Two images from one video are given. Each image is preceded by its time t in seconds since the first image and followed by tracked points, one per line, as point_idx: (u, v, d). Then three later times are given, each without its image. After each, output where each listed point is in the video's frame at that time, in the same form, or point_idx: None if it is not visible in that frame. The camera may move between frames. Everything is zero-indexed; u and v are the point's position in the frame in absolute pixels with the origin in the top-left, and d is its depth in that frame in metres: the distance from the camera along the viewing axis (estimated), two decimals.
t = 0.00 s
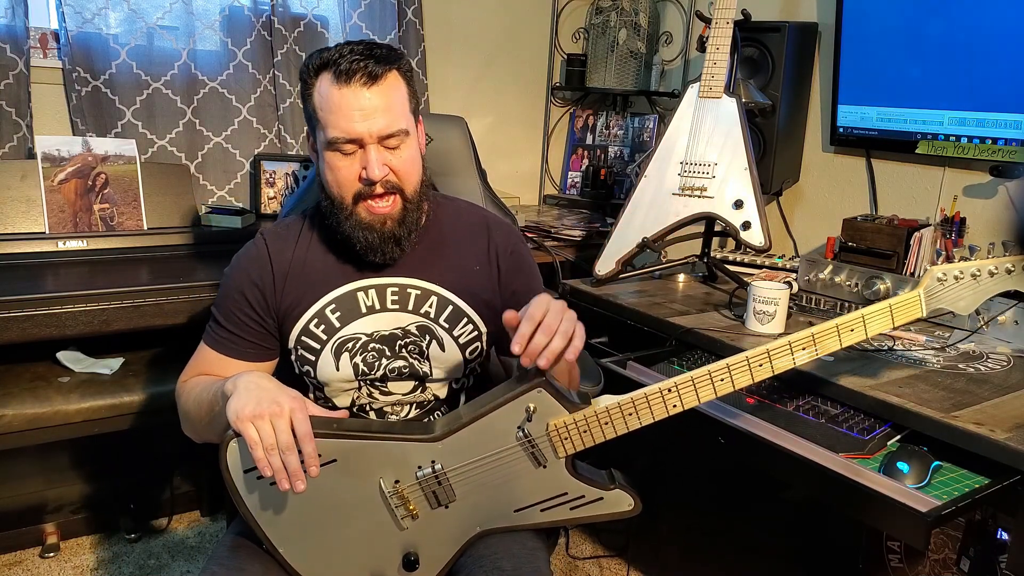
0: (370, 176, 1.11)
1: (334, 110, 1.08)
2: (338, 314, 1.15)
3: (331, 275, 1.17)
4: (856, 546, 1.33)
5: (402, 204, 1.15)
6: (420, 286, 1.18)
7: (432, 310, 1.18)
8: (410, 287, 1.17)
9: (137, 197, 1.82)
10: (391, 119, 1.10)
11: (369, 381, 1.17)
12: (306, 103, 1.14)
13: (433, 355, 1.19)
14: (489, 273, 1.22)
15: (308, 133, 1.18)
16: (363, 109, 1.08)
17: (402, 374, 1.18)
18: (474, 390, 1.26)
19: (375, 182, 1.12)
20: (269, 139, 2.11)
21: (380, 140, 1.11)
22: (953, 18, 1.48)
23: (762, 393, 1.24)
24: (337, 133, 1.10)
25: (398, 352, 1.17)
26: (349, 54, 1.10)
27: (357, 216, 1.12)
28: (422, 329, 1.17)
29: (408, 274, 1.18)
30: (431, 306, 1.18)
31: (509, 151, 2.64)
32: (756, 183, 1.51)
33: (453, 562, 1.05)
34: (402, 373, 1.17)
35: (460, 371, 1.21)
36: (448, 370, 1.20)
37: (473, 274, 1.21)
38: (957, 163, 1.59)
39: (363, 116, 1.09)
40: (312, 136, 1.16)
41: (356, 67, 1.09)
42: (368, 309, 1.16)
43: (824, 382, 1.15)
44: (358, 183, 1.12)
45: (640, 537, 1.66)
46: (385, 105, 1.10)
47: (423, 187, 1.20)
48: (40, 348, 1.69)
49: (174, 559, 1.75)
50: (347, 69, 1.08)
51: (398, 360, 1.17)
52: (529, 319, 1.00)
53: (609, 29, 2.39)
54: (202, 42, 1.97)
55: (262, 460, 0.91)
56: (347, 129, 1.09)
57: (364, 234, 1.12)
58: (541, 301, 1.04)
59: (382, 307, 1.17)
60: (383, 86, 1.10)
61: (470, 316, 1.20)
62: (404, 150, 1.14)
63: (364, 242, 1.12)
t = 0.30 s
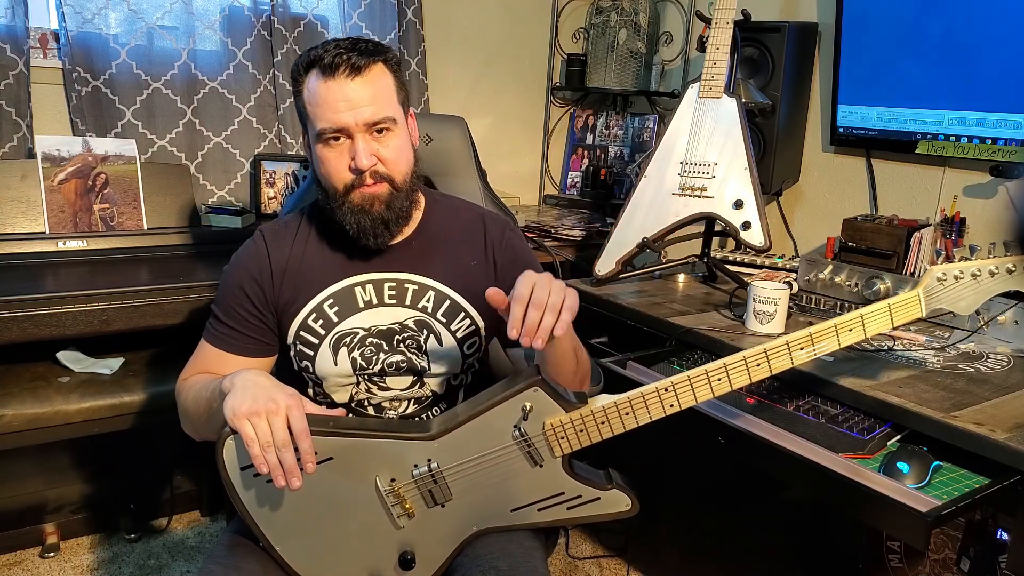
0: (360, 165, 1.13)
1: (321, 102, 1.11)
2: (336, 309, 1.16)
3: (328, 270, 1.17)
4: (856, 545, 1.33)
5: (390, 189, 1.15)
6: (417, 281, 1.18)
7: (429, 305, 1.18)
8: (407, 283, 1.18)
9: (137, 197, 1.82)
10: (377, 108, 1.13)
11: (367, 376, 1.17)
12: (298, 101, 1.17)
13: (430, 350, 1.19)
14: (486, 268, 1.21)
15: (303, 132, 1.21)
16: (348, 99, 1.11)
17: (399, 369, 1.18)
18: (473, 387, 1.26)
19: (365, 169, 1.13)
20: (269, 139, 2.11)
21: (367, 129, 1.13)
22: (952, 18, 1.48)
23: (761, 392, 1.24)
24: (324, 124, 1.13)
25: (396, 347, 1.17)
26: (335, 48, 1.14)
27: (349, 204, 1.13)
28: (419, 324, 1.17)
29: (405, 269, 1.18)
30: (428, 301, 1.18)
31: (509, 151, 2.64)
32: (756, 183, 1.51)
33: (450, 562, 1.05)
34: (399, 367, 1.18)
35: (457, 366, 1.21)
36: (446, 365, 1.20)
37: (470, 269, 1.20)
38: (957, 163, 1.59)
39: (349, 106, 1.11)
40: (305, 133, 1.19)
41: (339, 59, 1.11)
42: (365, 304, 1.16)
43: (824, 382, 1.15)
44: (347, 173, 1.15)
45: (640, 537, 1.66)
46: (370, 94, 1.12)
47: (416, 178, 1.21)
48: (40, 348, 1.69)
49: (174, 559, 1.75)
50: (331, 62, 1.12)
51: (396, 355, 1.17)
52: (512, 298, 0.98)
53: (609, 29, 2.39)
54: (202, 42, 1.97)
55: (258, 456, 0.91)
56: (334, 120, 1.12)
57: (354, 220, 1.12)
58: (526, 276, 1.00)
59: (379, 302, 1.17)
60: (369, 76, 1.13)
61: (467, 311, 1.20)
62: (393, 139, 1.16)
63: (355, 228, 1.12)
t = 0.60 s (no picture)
0: (355, 153, 1.13)
1: (317, 93, 1.12)
2: (335, 305, 1.16)
3: (327, 266, 1.17)
4: (856, 545, 1.33)
5: (386, 178, 1.15)
6: (416, 279, 1.18)
7: (427, 302, 1.18)
8: (406, 280, 1.18)
9: (137, 198, 1.82)
10: (372, 98, 1.13)
11: (365, 373, 1.18)
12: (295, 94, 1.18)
13: (428, 348, 1.19)
14: (485, 267, 1.21)
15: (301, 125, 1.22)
16: (343, 88, 1.12)
17: (398, 366, 1.18)
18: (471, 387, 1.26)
19: (361, 158, 1.14)
20: (269, 139, 2.11)
21: (362, 118, 1.14)
22: (952, 18, 1.48)
23: (761, 392, 1.24)
24: (320, 114, 1.13)
25: (394, 343, 1.17)
26: (331, 40, 1.15)
27: (345, 193, 1.13)
28: (418, 321, 1.17)
29: (404, 266, 1.18)
30: (427, 299, 1.18)
31: (509, 151, 2.64)
32: (756, 183, 1.51)
33: (445, 562, 1.05)
34: (398, 364, 1.18)
35: (455, 364, 1.21)
36: (444, 364, 1.21)
37: (468, 268, 1.20)
38: (957, 163, 1.59)
39: (344, 95, 1.12)
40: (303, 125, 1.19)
41: (333, 52, 1.13)
42: (364, 300, 1.16)
43: (824, 382, 1.15)
44: (343, 162, 1.15)
45: (640, 537, 1.66)
46: (365, 84, 1.13)
47: (413, 170, 1.22)
48: (40, 348, 1.69)
49: (174, 559, 1.75)
50: (327, 53, 1.13)
51: (394, 352, 1.17)
52: (511, 408, 0.94)
53: (609, 30, 2.39)
54: (202, 42, 1.97)
55: (254, 454, 0.91)
56: (330, 109, 1.12)
57: (349, 210, 1.12)
58: (524, 376, 0.95)
59: (378, 299, 1.17)
60: (364, 66, 1.13)
61: (465, 310, 1.20)
62: (388, 129, 1.16)
63: (351, 218, 1.12)
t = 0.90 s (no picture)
0: (362, 145, 1.14)
1: (326, 85, 1.13)
2: (336, 302, 1.16)
3: (329, 262, 1.17)
4: (856, 546, 1.33)
5: (391, 171, 1.15)
6: (416, 276, 1.18)
7: (427, 300, 1.18)
8: (406, 277, 1.18)
9: (137, 198, 1.82)
10: (380, 92, 1.14)
11: (365, 369, 1.18)
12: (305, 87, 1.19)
13: (427, 345, 1.19)
14: (486, 266, 1.21)
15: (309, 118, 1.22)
16: (352, 81, 1.13)
17: (397, 362, 1.18)
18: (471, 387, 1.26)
19: (367, 150, 1.14)
20: (269, 139, 2.11)
21: (370, 112, 1.14)
22: (953, 19, 1.48)
23: (761, 392, 1.24)
24: (329, 106, 1.14)
25: (394, 340, 1.17)
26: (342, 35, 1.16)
27: (350, 184, 1.13)
28: (417, 318, 1.17)
29: (405, 263, 1.19)
30: (427, 295, 1.18)
31: (509, 151, 2.64)
32: (756, 183, 1.51)
33: (442, 562, 1.05)
34: (397, 360, 1.18)
35: (454, 361, 1.21)
36: (443, 361, 1.21)
37: (468, 266, 1.20)
38: (957, 163, 1.59)
39: (353, 88, 1.13)
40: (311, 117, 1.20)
41: (344, 45, 1.14)
42: (365, 297, 1.17)
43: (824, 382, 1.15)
44: (349, 153, 1.15)
45: (640, 537, 1.65)
46: (374, 78, 1.14)
47: (419, 166, 1.22)
48: (40, 348, 1.69)
49: (174, 559, 1.75)
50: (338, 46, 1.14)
51: (394, 348, 1.17)
52: (516, 410, 0.94)
53: (609, 30, 2.39)
54: (202, 42, 1.97)
55: (253, 452, 0.91)
56: (338, 101, 1.13)
57: (354, 200, 1.13)
58: (524, 378, 0.96)
59: (379, 296, 1.17)
60: (373, 62, 1.14)
61: (464, 308, 1.20)
62: (395, 124, 1.17)
63: (355, 209, 1.13)
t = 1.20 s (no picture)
0: (375, 145, 1.15)
1: (343, 84, 1.14)
2: (340, 289, 1.17)
3: (334, 251, 1.18)
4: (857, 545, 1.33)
5: (400, 172, 1.16)
6: (419, 266, 1.19)
7: (429, 289, 1.19)
8: (409, 266, 1.19)
9: (137, 198, 1.82)
10: (396, 95, 1.15)
11: (366, 358, 1.18)
12: (320, 83, 1.19)
13: (428, 335, 1.19)
14: (487, 257, 1.22)
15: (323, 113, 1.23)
16: (370, 82, 1.13)
17: (398, 350, 1.18)
18: (471, 386, 1.26)
19: (379, 150, 1.15)
20: (269, 139, 2.11)
21: (385, 113, 1.15)
22: (953, 19, 1.48)
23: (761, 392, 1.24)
24: (345, 104, 1.15)
25: (396, 329, 1.18)
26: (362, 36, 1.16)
27: (359, 183, 1.14)
28: (419, 306, 1.18)
29: (408, 253, 1.19)
30: (429, 284, 1.19)
31: (510, 151, 2.64)
32: (756, 183, 1.51)
33: (443, 562, 1.05)
34: (398, 348, 1.18)
35: (454, 353, 1.21)
36: (443, 350, 1.21)
37: (471, 257, 1.21)
38: (957, 163, 1.59)
39: (370, 88, 1.13)
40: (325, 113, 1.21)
41: (364, 46, 1.14)
42: (369, 285, 1.17)
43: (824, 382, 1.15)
44: (361, 152, 1.16)
45: (640, 537, 1.65)
46: (391, 80, 1.14)
47: (427, 169, 1.23)
48: (40, 348, 1.69)
49: (174, 559, 1.75)
50: (359, 46, 1.14)
51: (395, 336, 1.18)
52: (515, 418, 0.94)
53: (609, 30, 2.39)
54: (202, 42, 1.97)
55: (252, 455, 0.91)
56: (355, 100, 1.14)
57: (361, 199, 1.13)
58: (524, 384, 0.96)
59: (382, 284, 1.18)
60: (392, 64, 1.15)
61: (466, 298, 1.20)
62: (409, 127, 1.18)
63: (362, 207, 1.13)
